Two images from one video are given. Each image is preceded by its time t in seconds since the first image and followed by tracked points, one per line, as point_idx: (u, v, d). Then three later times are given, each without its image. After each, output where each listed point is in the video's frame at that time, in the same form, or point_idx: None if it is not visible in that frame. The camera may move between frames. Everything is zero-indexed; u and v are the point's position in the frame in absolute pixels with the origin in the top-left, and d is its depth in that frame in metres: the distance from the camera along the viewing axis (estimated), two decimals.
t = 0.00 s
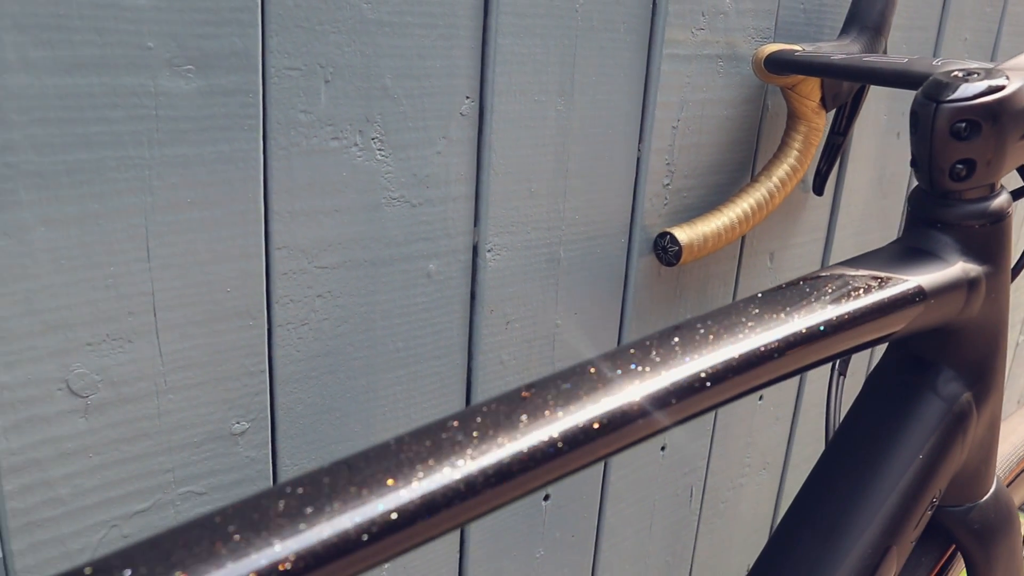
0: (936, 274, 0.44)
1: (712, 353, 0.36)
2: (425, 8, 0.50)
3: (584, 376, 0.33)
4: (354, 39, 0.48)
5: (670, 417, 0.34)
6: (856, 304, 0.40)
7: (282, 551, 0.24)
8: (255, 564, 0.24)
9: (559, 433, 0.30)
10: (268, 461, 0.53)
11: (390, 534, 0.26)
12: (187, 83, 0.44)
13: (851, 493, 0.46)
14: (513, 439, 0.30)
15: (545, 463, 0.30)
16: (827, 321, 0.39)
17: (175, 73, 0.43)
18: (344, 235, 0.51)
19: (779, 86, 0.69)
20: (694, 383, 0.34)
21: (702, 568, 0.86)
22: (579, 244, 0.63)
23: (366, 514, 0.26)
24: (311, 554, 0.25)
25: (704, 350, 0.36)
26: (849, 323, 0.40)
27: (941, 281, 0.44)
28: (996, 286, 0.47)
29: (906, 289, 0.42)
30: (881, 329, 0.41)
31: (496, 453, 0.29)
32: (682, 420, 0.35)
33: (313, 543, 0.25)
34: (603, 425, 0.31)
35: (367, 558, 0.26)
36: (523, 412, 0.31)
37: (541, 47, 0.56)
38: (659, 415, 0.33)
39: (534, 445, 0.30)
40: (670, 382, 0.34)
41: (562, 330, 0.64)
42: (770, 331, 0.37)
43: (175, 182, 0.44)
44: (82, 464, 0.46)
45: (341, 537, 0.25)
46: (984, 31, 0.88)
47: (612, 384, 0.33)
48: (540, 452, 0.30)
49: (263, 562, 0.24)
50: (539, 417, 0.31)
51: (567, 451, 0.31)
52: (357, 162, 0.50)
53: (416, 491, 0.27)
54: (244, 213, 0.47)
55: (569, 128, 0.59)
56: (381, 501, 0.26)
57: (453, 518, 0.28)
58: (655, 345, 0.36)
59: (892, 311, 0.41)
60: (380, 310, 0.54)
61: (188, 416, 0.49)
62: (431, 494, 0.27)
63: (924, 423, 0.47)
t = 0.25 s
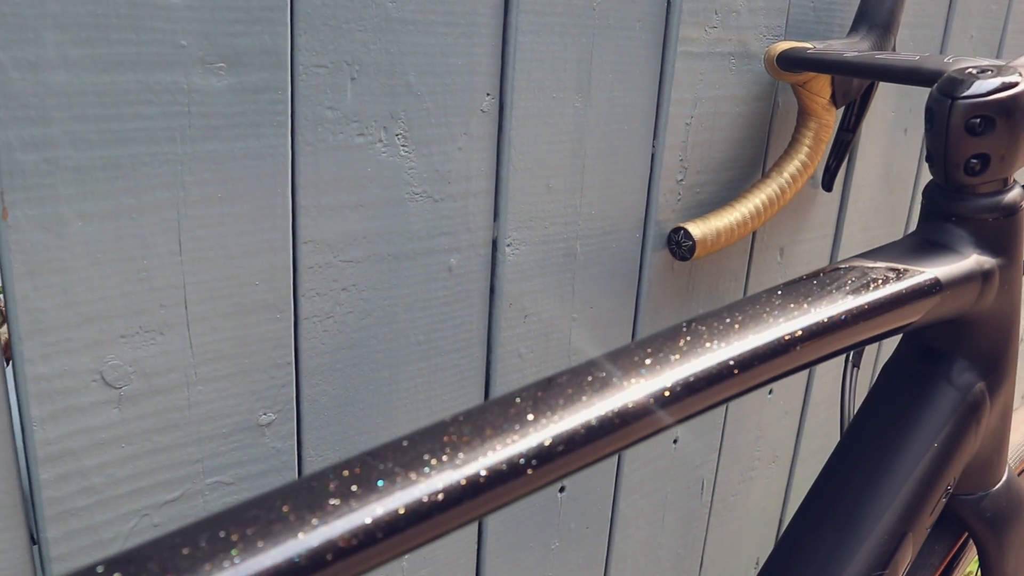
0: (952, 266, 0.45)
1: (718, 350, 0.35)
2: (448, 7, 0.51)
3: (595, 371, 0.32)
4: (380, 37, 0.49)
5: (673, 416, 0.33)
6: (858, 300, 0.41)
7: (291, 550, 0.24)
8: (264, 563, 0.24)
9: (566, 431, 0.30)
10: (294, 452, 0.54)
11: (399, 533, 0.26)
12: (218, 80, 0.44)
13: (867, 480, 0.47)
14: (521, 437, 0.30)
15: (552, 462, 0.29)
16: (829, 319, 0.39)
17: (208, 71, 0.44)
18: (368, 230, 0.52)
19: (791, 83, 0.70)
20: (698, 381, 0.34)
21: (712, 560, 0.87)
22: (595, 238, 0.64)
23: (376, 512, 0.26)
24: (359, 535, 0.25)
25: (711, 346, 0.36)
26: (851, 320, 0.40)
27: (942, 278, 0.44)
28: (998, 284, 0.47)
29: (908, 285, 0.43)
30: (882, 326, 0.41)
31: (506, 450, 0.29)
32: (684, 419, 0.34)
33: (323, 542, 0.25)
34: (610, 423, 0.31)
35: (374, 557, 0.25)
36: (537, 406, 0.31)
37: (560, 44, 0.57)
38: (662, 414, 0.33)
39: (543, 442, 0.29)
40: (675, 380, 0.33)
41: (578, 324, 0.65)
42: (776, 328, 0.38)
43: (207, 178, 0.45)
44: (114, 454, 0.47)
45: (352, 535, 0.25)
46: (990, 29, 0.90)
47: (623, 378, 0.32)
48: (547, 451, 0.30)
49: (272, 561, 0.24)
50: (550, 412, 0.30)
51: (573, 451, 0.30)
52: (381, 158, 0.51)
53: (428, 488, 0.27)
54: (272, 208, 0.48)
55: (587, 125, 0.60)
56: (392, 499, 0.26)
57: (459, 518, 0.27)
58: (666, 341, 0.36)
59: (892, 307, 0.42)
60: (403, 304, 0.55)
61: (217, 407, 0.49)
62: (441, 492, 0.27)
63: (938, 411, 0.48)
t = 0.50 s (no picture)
0: (966, 256, 0.46)
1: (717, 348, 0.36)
2: (470, 5, 0.52)
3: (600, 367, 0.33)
4: (404, 34, 0.50)
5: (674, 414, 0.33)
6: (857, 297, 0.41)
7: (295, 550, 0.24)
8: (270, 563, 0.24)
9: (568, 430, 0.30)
10: (319, 442, 0.55)
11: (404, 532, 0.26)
12: (249, 77, 0.45)
13: (883, 467, 0.48)
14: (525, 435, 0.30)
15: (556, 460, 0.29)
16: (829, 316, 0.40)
17: (239, 68, 0.45)
18: (392, 224, 0.53)
19: (801, 80, 0.71)
20: (699, 380, 0.34)
21: (723, 551, 0.88)
22: (610, 233, 0.65)
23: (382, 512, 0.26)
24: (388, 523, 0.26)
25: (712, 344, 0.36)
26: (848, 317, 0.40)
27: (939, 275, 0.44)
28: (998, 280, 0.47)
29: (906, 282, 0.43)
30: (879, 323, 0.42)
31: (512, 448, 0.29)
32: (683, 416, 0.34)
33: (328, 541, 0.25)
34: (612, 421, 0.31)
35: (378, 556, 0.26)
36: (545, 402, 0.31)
37: (577, 42, 0.58)
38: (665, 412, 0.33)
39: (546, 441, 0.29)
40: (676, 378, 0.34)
41: (594, 317, 0.66)
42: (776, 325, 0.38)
43: (238, 173, 0.46)
44: (146, 444, 0.48)
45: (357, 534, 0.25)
46: (995, 26, 0.91)
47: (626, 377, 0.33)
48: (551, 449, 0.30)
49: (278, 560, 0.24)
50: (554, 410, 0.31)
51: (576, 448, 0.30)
52: (405, 154, 0.52)
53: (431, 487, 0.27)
54: (300, 202, 0.49)
55: (603, 121, 0.61)
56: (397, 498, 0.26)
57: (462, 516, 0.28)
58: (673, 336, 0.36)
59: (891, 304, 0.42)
60: (425, 296, 0.56)
61: (246, 398, 0.50)
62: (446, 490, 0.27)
63: (951, 399, 0.49)
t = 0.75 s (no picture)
0: (980, 247, 0.47)
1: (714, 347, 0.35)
2: (492, 3, 0.53)
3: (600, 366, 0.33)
4: (428, 31, 0.51)
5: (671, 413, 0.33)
6: (853, 295, 0.41)
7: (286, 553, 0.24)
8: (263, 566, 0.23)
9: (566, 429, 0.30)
10: (344, 432, 0.56)
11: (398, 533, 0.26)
12: (280, 73, 0.46)
13: (899, 453, 0.49)
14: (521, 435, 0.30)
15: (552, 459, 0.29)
16: (826, 313, 0.40)
17: (271, 64, 0.46)
18: (415, 217, 0.54)
19: (811, 76, 0.72)
20: (694, 379, 0.34)
21: (733, 542, 0.89)
22: (626, 227, 0.66)
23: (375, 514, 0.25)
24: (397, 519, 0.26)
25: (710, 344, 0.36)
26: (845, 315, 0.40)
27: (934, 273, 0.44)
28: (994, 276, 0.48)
29: (902, 279, 0.43)
30: (874, 319, 0.42)
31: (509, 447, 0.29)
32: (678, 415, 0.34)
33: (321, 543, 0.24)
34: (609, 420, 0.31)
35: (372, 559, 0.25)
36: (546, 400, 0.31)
37: (595, 39, 0.59)
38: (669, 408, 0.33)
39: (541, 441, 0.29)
40: (672, 378, 0.33)
41: (610, 310, 0.68)
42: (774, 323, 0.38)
43: (268, 166, 0.47)
44: (178, 433, 0.49)
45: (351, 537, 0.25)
46: (1000, 23, 0.92)
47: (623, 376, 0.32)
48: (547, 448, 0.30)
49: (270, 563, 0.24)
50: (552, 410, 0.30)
51: (573, 447, 0.30)
52: (429, 148, 0.53)
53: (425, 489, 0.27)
54: (328, 196, 0.50)
55: (619, 117, 0.62)
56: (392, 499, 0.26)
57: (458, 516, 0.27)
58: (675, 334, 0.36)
59: (887, 302, 0.42)
60: (447, 289, 0.57)
61: (273, 388, 0.51)
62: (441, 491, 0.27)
63: (964, 388, 0.50)
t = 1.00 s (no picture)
0: (994, 239, 0.48)
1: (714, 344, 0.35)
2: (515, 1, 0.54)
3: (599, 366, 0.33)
4: (454, 29, 0.52)
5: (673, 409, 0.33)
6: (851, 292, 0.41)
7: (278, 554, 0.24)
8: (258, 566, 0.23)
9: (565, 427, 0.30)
10: (370, 421, 0.57)
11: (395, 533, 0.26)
12: (312, 69, 0.48)
13: (915, 440, 0.51)
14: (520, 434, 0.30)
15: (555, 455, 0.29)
16: (825, 311, 0.40)
17: (304, 60, 0.47)
18: (441, 210, 0.55)
19: (822, 73, 0.73)
20: (694, 377, 0.34)
21: (744, 534, 0.90)
22: (643, 221, 0.67)
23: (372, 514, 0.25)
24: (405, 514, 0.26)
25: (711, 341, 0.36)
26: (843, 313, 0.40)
27: (933, 269, 0.45)
28: (991, 270, 0.48)
29: (900, 276, 0.43)
30: (874, 315, 0.42)
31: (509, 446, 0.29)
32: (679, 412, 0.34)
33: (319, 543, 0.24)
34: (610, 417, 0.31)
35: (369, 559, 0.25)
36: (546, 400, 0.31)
37: (614, 37, 0.60)
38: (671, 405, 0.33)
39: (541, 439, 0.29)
40: (671, 376, 0.33)
41: (626, 303, 0.69)
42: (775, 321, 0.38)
43: (300, 160, 0.49)
44: (211, 420, 0.50)
45: (350, 535, 0.25)
46: (1006, 22, 0.93)
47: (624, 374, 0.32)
48: (548, 445, 0.29)
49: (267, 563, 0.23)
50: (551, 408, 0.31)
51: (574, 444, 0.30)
52: (454, 143, 0.55)
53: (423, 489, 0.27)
54: (357, 189, 0.51)
55: (636, 114, 0.64)
56: (390, 498, 0.26)
57: (457, 515, 0.27)
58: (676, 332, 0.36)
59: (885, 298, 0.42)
60: (470, 281, 0.58)
61: (303, 376, 0.53)
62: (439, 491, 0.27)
63: (977, 377, 0.52)
